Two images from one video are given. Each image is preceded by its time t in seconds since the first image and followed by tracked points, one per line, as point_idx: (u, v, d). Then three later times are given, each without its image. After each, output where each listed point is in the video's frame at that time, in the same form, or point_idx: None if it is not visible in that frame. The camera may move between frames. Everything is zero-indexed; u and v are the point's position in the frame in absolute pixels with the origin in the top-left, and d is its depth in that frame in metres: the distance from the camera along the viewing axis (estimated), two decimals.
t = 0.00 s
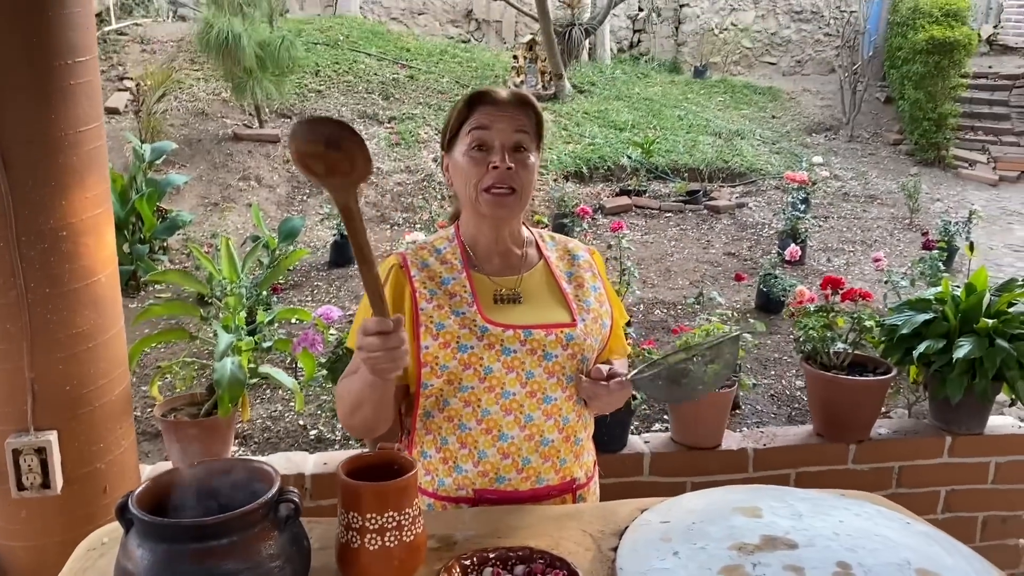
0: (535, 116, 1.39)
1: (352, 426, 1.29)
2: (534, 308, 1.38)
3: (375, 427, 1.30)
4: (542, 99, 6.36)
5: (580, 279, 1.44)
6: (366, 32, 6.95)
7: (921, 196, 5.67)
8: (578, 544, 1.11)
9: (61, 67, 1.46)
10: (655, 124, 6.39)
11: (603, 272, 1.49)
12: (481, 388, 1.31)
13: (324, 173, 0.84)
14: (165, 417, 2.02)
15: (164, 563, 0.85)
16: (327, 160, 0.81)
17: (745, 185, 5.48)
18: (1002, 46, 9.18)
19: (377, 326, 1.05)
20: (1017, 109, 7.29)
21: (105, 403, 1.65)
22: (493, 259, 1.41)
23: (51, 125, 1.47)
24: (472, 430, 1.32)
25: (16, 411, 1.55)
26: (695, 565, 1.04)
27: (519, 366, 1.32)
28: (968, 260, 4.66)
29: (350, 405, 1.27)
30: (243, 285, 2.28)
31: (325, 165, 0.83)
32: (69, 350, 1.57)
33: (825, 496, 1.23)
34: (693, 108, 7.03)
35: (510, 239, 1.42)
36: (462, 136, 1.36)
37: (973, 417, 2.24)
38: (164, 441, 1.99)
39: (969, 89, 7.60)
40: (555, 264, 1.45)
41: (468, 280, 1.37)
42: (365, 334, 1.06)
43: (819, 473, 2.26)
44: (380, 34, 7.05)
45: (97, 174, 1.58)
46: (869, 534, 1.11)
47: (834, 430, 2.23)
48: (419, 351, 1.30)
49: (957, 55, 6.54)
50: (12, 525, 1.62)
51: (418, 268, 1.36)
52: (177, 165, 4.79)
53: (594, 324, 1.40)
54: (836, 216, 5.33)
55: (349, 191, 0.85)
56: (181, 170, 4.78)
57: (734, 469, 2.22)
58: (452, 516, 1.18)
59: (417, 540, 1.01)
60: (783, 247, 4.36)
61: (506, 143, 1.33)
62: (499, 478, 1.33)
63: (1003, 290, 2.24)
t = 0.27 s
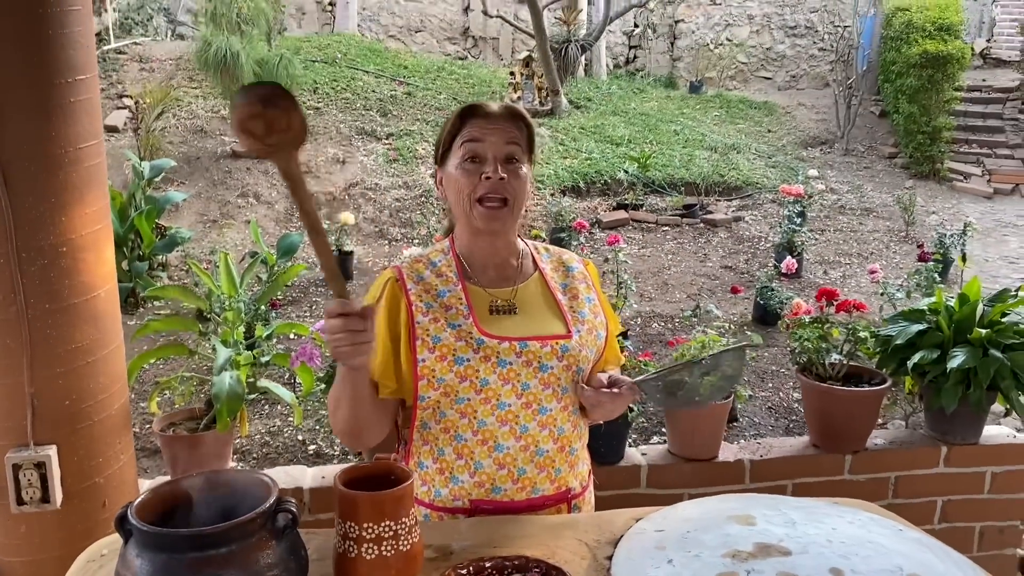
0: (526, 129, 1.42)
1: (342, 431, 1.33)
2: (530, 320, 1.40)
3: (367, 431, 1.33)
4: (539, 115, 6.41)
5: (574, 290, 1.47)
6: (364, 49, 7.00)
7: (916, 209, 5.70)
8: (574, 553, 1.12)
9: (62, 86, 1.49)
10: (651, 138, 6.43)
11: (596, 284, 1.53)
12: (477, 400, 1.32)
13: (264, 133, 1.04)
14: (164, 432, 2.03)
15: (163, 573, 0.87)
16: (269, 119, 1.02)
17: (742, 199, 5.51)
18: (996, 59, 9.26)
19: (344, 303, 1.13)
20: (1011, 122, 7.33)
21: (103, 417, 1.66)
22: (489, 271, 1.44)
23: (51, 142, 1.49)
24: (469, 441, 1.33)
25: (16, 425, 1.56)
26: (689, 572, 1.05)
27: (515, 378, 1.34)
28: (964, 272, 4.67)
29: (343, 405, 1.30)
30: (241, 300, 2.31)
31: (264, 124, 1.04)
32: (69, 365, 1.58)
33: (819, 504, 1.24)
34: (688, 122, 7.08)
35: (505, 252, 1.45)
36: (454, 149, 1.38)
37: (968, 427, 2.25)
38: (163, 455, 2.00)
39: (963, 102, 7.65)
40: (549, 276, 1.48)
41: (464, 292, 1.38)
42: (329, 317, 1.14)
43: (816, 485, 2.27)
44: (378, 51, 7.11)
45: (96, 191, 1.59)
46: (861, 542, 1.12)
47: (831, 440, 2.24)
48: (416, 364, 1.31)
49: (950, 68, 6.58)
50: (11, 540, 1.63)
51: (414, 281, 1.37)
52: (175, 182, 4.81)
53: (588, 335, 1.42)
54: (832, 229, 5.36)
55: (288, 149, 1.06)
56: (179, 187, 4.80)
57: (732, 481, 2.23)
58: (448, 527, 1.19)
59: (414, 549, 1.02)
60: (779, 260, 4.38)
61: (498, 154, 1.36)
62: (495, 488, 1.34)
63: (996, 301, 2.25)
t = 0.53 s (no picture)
0: (521, 135, 1.45)
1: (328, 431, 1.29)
2: (527, 327, 1.41)
3: (353, 434, 1.30)
4: (538, 126, 6.45)
5: (571, 297, 1.48)
6: (364, 62, 7.05)
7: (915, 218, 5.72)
8: (570, 556, 1.13)
9: (64, 97, 1.51)
10: (650, 149, 6.46)
11: (595, 291, 1.53)
12: (473, 408, 1.33)
13: (221, 121, 0.86)
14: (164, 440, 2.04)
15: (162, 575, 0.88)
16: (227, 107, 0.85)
17: (740, 209, 5.53)
18: (993, 69, 9.31)
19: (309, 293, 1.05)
20: (1009, 131, 7.36)
21: (103, 426, 1.67)
22: (486, 278, 1.45)
23: (53, 153, 1.50)
24: (464, 448, 1.34)
25: (17, 433, 1.57)
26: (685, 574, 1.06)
27: (511, 386, 1.34)
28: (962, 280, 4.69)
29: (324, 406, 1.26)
30: (241, 309, 2.36)
31: (220, 115, 0.87)
32: (69, 373, 1.60)
33: (814, 507, 1.25)
34: (687, 132, 7.11)
35: (501, 259, 1.46)
36: (450, 155, 1.41)
37: (965, 433, 2.26)
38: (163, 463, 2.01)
39: (960, 112, 7.68)
40: (547, 283, 1.49)
41: (460, 299, 1.40)
42: (288, 315, 1.05)
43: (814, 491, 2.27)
44: (378, 64, 7.15)
45: (97, 201, 1.61)
46: (855, 543, 1.13)
47: (829, 447, 2.25)
48: (412, 372, 1.33)
49: (947, 78, 6.62)
50: (12, 548, 1.64)
51: (412, 288, 1.39)
52: (176, 195, 4.84)
53: (585, 343, 1.43)
54: (831, 237, 5.37)
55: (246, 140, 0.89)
56: (180, 199, 4.83)
57: (730, 488, 2.23)
58: (446, 531, 1.20)
59: (411, 552, 1.03)
60: (778, 269, 4.40)
61: (493, 157, 1.38)
62: (490, 495, 1.35)
63: (991, 307, 2.27)
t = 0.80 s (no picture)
0: (522, 137, 1.46)
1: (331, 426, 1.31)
2: (528, 333, 1.41)
3: (353, 433, 1.33)
4: (541, 133, 6.49)
5: (574, 302, 1.48)
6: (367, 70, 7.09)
7: (917, 223, 5.72)
8: (571, 555, 1.14)
9: (69, 102, 1.52)
10: (652, 155, 6.47)
11: (598, 296, 1.53)
12: (473, 414, 1.34)
13: (247, 125, 1.00)
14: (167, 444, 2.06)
15: (166, 572, 0.88)
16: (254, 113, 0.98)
17: (743, 214, 5.53)
18: (995, 75, 9.31)
19: (307, 275, 1.07)
20: (1011, 137, 7.36)
21: (107, 429, 1.68)
22: (488, 282, 1.46)
23: (58, 158, 1.52)
24: (464, 453, 1.35)
25: (21, 437, 1.58)
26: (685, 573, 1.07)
27: (511, 393, 1.34)
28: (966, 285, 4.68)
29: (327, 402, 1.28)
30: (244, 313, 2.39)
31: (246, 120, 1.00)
32: (74, 376, 1.61)
33: (814, 507, 1.26)
34: (689, 139, 7.12)
35: (504, 262, 1.47)
36: (451, 158, 1.42)
37: (967, 435, 2.26)
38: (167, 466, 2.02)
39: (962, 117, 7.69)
40: (549, 287, 1.49)
41: (462, 304, 1.40)
42: (291, 312, 1.09)
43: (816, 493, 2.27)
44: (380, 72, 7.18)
45: (101, 205, 1.62)
46: (855, 542, 1.13)
47: (831, 450, 2.25)
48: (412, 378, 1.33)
49: (948, 84, 6.62)
50: (16, 552, 1.65)
51: (414, 292, 1.39)
52: (180, 202, 4.86)
53: (587, 349, 1.43)
54: (833, 243, 5.37)
55: (266, 142, 1.03)
56: (184, 207, 4.85)
57: (732, 491, 2.24)
58: (448, 531, 1.20)
59: (413, 551, 1.03)
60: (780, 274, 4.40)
61: (494, 158, 1.39)
62: (489, 500, 1.36)
63: (992, 309, 2.27)
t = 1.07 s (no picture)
0: (528, 142, 1.45)
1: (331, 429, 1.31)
2: (529, 338, 1.40)
3: (353, 435, 1.33)
4: (544, 136, 6.50)
5: (575, 306, 1.47)
6: (370, 74, 7.11)
7: (921, 225, 5.72)
8: (573, 551, 1.14)
9: (73, 103, 1.53)
10: (655, 158, 6.47)
11: (601, 298, 1.52)
12: (473, 419, 1.34)
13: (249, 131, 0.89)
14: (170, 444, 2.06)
15: (169, 566, 0.89)
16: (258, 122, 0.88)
17: (746, 217, 5.54)
18: (999, 78, 9.30)
19: (305, 281, 1.06)
20: (1015, 139, 7.35)
21: (111, 428, 1.69)
22: (489, 286, 1.45)
23: (63, 157, 1.53)
24: (463, 457, 1.35)
25: (25, 435, 1.59)
26: (687, 569, 1.07)
27: (511, 399, 1.34)
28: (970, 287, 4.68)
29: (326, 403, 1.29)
30: (247, 312, 2.43)
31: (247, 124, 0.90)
32: (78, 375, 1.61)
33: (816, 504, 1.26)
34: (692, 142, 7.12)
35: (506, 267, 1.46)
36: (456, 162, 1.42)
37: (971, 436, 2.26)
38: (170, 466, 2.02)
39: (965, 120, 7.68)
40: (551, 290, 1.48)
41: (463, 308, 1.40)
42: (290, 316, 1.09)
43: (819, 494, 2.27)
44: (384, 76, 7.20)
45: (105, 206, 1.63)
46: (857, 538, 1.14)
47: (834, 450, 2.25)
48: (412, 383, 1.33)
49: (952, 86, 6.61)
50: (21, 551, 1.66)
51: (414, 295, 1.39)
52: (184, 205, 4.87)
53: (587, 354, 1.43)
54: (837, 245, 5.37)
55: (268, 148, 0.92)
56: (188, 210, 4.87)
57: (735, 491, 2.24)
58: (451, 528, 1.21)
59: (415, 547, 1.04)
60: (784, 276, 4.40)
61: (499, 166, 1.39)
62: (487, 503, 1.37)
63: (995, 309, 2.26)
